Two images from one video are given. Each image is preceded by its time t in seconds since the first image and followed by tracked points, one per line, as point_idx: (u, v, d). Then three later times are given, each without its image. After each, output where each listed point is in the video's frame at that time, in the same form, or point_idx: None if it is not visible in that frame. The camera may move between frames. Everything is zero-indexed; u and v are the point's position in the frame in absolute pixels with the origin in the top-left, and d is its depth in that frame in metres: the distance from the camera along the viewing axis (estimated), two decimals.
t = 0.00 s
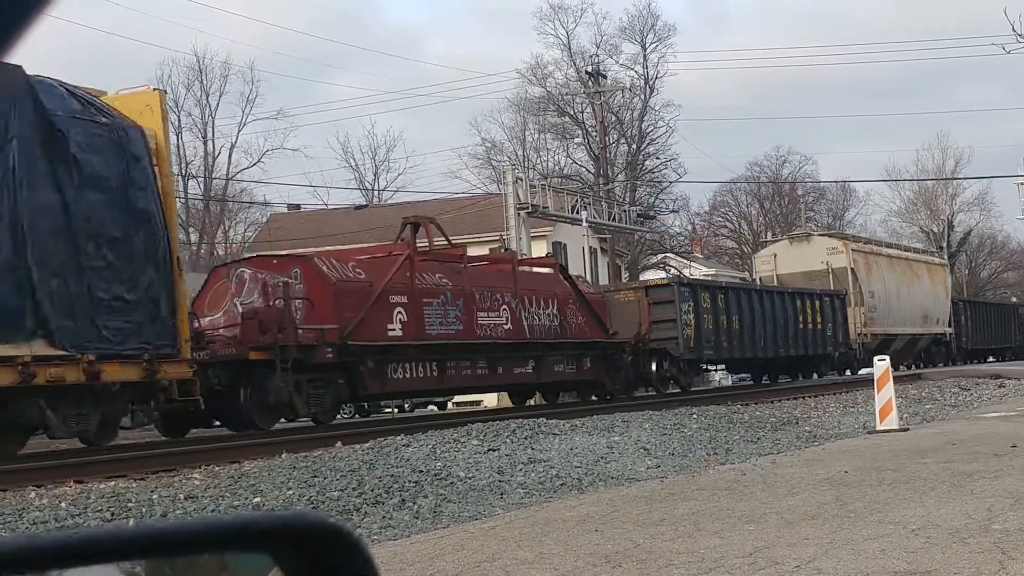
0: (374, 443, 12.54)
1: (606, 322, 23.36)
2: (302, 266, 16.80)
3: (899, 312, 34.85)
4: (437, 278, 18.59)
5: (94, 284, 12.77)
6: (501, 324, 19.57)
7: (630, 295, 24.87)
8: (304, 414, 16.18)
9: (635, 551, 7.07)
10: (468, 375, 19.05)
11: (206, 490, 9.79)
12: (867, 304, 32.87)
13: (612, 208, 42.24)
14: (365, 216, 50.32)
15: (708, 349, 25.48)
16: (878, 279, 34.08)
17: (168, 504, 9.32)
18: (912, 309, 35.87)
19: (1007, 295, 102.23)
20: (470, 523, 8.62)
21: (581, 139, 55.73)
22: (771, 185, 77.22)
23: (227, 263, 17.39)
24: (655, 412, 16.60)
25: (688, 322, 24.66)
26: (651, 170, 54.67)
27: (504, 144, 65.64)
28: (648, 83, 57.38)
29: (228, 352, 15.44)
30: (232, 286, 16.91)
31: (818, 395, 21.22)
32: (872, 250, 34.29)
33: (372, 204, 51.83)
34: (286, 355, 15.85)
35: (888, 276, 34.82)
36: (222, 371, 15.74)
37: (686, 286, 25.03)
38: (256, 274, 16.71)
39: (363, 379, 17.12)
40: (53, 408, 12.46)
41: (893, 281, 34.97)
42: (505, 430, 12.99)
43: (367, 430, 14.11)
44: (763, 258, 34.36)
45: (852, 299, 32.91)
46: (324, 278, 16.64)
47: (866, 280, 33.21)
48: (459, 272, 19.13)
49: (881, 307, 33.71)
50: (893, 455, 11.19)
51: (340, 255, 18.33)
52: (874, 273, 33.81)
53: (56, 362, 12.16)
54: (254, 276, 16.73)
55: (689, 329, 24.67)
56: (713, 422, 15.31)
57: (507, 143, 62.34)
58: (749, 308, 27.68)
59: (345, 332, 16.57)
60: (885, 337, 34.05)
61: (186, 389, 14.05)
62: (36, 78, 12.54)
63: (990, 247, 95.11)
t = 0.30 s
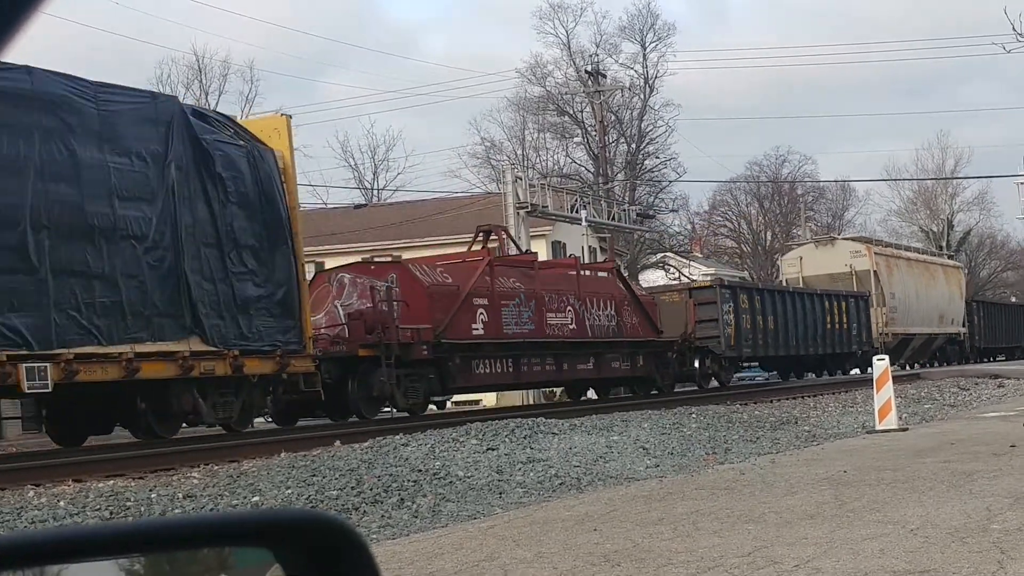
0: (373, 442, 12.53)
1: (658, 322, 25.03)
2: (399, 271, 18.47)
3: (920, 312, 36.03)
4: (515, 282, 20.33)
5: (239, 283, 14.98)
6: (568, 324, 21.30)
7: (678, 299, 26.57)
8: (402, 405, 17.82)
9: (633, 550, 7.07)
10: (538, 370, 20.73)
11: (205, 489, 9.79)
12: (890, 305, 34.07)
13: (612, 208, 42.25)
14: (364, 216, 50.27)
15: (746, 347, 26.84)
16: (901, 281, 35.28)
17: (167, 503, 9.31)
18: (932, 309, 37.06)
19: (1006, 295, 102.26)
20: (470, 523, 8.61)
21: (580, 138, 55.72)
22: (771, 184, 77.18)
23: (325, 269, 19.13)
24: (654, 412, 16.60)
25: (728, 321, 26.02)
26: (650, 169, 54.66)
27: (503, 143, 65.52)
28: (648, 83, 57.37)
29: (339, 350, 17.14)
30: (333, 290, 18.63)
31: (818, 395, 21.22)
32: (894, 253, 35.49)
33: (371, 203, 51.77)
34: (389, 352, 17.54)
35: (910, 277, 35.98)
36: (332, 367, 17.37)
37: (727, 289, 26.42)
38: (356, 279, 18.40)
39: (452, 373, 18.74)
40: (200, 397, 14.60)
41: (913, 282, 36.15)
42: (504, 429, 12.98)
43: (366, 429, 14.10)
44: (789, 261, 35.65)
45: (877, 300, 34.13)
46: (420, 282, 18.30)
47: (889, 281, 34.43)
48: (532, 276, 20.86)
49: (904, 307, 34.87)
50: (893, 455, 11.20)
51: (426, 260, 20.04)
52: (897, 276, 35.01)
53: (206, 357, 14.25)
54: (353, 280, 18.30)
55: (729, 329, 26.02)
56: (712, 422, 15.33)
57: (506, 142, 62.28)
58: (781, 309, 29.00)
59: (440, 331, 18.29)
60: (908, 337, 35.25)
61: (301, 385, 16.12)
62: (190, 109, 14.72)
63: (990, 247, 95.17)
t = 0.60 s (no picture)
0: (375, 442, 12.53)
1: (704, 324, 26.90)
2: (478, 278, 20.55)
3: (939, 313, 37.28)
4: (577, 287, 22.33)
5: (353, 286, 16.81)
6: (625, 325, 23.27)
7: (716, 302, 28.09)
8: (487, 398, 19.82)
9: (635, 550, 7.08)
10: (600, 367, 22.66)
11: (208, 489, 9.80)
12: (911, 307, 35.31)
13: (613, 208, 42.27)
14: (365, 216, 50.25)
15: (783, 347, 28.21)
16: (921, 283, 36.51)
17: (170, 503, 9.32)
18: (950, 310, 38.26)
19: (1008, 295, 102.20)
20: (473, 522, 8.62)
21: (581, 138, 55.73)
22: (772, 185, 77.15)
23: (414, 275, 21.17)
24: (656, 412, 16.62)
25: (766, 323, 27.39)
26: (651, 169, 54.66)
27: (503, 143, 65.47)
28: (649, 83, 57.38)
29: (433, 348, 19.18)
30: (418, 293, 20.50)
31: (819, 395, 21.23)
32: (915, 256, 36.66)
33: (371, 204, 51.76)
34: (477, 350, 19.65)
35: (929, 280, 37.20)
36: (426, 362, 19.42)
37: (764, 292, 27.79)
38: (442, 284, 20.46)
39: (529, 368, 20.77)
40: (323, 390, 16.51)
41: (932, 285, 37.36)
42: (506, 429, 12.98)
43: (368, 430, 14.12)
44: (815, 262, 36.84)
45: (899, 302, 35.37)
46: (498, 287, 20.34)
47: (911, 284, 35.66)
48: (591, 282, 22.90)
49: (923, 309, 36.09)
50: (895, 454, 11.20)
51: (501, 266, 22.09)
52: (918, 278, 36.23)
53: (330, 353, 16.18)
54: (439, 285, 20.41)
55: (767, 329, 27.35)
56: (714, 422, 15.35)
57: (508, 143, 62.28)
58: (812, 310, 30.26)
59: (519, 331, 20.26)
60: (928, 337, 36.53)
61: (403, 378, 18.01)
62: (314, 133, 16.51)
63: (992, 247, 95.12)
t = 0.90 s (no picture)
0: (377, 442, 12.54)
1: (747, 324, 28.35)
2: (548, 281, 22.13)
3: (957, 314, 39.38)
4: (636, 289, 23.82)
5: (446, 291, 18.75)
6: (677, 324, 24.76)
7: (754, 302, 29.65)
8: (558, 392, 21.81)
9: (639, 550, 7.08)
10: (655, 364, 24.21)
11: (211, 489, 9.81)
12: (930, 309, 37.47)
13: (615, 208, 42.29)
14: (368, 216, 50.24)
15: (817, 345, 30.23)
16: (940, 286, 38.65)
17: (173, 503, 9.33)
18: (967, 311, 40.32)
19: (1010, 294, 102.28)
20: (475, 522, 8.62)
21: (584, 138, 55.81)
22: (774, 185, 77.21)
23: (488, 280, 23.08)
24: (658, 412, 16.63)
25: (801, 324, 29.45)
26: (654, 169, 54.69)
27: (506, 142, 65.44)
28: (652, 83, 57.40)
29: (511, 348, 21.13)
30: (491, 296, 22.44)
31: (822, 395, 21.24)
32: (934, 261, 38.81)
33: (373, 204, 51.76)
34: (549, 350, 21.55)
35: (947, 283, 39.33)
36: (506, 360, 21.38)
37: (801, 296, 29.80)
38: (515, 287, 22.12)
39: (593, 364, 22.42)
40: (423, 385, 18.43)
41: (950, 288, 39.49)
42: (508, 429, 12.99)
43: (370, 430, 14.12)
44: (839, 266, 39.20)
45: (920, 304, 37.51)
46: (568, 290, 21.87)
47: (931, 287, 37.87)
48: (648, 284, 24.40)
49: (942, 310, 38.19)
50: (898, 455, 11.21)
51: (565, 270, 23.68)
52: (936, 282, 38.39)
53: (428, 351, 18.01)
54: (511, 289, 22.21)
55: (802, 329, 29.47)
56: (717, 422, 15.35)
57: (510, 142, 62.31)
58: (842, 312, 32.31)
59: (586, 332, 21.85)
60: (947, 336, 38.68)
61: (489, 373, 19.98)
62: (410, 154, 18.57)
63: (994, 246, 95.23)
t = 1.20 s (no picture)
0: (375, 441, 12.53)
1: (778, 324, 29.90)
2: (604, 283, 23.64)
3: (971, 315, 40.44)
4: (682, 292, 25.31)
5: (521, 294, 20.21)
6: (717, 323, 26.27)
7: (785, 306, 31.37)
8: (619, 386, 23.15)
9: (636, 549, 7.08)
10: (700, 361, 25.61)
11: (209, 487, 9.81)
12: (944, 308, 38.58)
13: (613, 207, 42.29)
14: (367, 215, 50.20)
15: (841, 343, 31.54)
16: (954, 287, 39.75)
17: (171, 501, 9.32)
18: (980, 311, 41.33)
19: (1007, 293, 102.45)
20: (473, 521, 8.62)
21: (582, 137, 55.86)
22: (772, 184, 77.30)
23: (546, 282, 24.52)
24: (656, 411, 16.64)
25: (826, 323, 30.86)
26: (652, 168, 54.72)
27: (503, 141, 65.39)
28: (650, 82, 57.43)
29: (573, 344, 22.48)
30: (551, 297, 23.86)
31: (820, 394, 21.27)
32: (948, 263, 39.90)
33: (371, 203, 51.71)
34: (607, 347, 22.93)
35: (959, 284, 40.39)
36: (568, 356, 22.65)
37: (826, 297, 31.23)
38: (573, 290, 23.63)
39: (647, 359, 23.84)
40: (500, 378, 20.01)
41: (963, 288, 40.52)
42: (507, 428, 12.98)
43: (367, 428, 14.10)
44: (857, 269, 40.46)
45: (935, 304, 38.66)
46: (622, 292, 23.42)
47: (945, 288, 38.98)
48: (692, 287, 25.88)
49: (956, 310, 39.29)
50: (896, 454, 11.23)
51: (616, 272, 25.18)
52: (950, 283, 39.53)
53: (506, 348, 19.51)
54: (569, 291, 23.67)
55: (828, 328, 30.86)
56: (714, 421, 15.36)
57: (508, 141, 62.29)
58: (863, 313, 33.61)
59: (639, 330, 23.30)
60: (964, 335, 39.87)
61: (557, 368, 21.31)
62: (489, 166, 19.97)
63: (991, 246, 95.48)
